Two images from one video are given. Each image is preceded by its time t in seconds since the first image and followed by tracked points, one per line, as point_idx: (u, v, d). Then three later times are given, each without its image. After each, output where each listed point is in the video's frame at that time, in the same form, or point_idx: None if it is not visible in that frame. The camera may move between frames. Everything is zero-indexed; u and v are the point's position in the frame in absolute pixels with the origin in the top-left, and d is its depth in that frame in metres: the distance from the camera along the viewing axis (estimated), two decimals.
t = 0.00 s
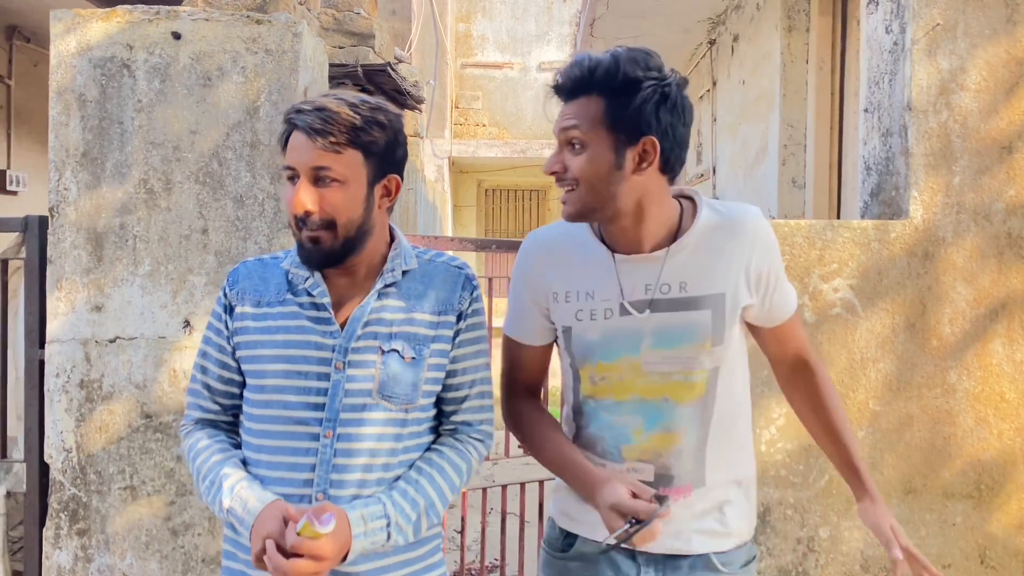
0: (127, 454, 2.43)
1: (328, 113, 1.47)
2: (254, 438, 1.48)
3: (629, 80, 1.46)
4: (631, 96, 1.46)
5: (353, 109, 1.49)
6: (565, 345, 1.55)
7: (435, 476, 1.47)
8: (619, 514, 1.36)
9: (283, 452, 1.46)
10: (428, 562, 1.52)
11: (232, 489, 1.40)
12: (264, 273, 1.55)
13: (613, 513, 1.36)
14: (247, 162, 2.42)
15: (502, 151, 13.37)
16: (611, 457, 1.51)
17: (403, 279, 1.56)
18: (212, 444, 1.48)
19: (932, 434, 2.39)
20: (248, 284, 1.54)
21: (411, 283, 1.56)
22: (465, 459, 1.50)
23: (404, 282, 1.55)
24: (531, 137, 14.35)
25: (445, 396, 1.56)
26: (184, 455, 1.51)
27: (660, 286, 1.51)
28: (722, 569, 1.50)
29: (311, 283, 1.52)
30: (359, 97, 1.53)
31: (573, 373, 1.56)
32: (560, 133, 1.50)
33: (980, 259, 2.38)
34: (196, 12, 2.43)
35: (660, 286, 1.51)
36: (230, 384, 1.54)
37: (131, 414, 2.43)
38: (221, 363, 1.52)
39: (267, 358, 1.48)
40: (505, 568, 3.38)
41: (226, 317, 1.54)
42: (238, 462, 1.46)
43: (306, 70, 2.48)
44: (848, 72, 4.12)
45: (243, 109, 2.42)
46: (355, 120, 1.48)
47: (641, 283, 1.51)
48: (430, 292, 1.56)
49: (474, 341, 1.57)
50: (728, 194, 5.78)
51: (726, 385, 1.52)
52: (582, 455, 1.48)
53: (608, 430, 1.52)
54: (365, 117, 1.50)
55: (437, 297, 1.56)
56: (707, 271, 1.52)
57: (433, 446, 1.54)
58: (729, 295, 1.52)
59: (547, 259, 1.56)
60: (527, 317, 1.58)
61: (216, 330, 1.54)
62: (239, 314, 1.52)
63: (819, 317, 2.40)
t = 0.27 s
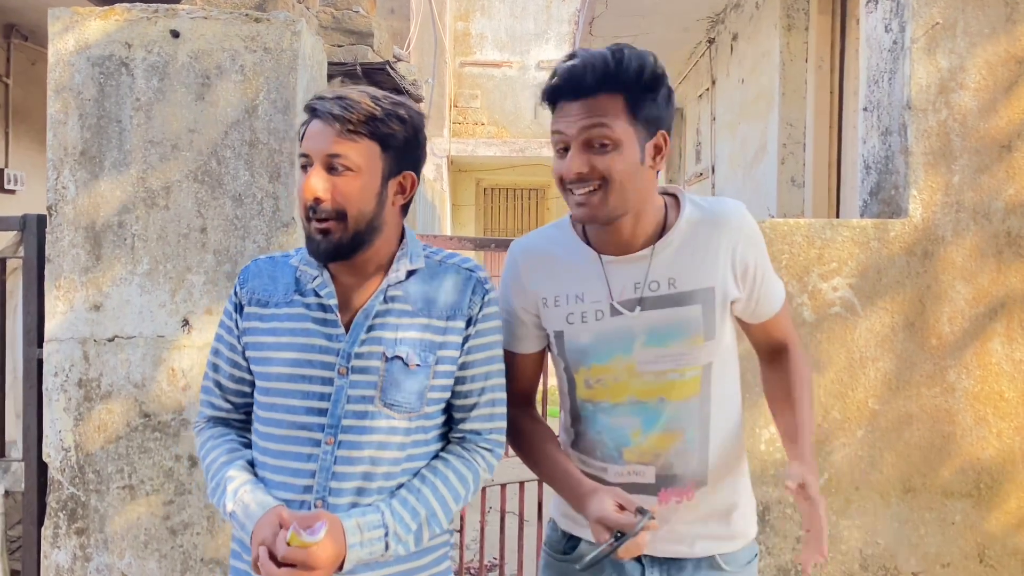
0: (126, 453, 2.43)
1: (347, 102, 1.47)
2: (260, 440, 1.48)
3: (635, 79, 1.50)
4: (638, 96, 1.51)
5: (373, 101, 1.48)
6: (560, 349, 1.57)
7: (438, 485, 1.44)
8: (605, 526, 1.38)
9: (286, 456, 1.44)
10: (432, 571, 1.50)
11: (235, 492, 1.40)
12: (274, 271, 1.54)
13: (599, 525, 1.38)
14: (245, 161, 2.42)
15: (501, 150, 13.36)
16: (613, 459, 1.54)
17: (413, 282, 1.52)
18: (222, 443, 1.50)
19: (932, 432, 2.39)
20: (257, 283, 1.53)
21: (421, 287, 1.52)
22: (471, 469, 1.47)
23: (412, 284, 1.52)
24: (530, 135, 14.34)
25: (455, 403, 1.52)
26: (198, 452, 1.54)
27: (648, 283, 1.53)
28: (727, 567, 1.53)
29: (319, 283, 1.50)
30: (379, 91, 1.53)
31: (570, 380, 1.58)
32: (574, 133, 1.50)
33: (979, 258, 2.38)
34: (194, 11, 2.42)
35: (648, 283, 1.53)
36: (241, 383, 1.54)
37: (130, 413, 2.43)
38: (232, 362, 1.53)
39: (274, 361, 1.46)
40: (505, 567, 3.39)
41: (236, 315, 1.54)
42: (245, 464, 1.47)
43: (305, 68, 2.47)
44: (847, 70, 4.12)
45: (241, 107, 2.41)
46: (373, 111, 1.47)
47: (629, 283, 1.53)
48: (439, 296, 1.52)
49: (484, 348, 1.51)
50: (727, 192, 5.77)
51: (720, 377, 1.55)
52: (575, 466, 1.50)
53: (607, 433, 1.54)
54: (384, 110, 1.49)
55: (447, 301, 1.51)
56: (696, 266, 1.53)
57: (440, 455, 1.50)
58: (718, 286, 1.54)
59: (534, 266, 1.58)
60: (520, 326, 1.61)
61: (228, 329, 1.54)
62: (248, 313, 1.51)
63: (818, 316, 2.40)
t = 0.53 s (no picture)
0: (126, 451, 2.43)
1: (369, 95, 1.45)
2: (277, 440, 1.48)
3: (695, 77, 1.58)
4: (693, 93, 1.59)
5: (396, 95, 1.46)
6: (570, 328, 1.59)
7: (452, 494, 1.42)
8: (623, 512, 1.41)
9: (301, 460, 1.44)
10: None
11: (252, 492, 1.42)
12: (294, 270, 1.54)
13: (617, 512, 1.41)
14: (245, 159, 2.42)
15: (500, 149, 13.35)
16: (631, 437, 1.55)
17: (431, 285, 1.50)
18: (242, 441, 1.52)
19: (930, 431, 2.40)
20: (277, 282, 1.53)
21: (439, 290, 1.50)
22: (487, 478, 1.44)
23: (430, 287, 1.50)
24: (529, 134, 14.34)
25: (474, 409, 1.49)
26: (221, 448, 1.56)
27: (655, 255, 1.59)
28: (732, 563, 1.58)
29: (337, 282, 1.49)
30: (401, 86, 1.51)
31: (579, 361, 1.58)
32: (669, 116, 1.50)
33: (977, 257, 2.39)
34: (195, 9, 2.43)
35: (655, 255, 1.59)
36: (263, 381, 1.55)
37: (130, 411, 2.44)
38: (253, 361, 1.53)
39: (292, 363, 1.46)
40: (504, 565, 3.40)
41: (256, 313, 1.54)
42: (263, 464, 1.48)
43: (305, 67, 2.48)
44: (845, 70, 4.13)
45: (241, 106, 2.42)
46: (395, 105, 1.46)
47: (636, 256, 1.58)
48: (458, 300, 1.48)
49: (503, 355, 1.47)
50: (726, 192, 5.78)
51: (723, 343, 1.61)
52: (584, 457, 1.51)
53: (621, 410, 1.56)
54: (407, 104, 1.47)
55: (466, 306, 1.48)
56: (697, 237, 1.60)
57: (458, 462, 1.47)
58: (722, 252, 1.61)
59: (538, 251, 1.63)
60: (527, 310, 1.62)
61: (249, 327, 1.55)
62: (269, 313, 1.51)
63: (817, 315, 2.41)
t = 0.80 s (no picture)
0: (124, 448, 2.44)
1: (392, 89, 1.46)
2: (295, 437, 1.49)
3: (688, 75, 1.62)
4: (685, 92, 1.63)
5: (418, 90, 1.47)
6: (579, 311, 1.60)
7: (468, 497, 1.42)
8: (652, 488, 1.40)
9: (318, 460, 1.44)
10: None
11: (269, 490, 1.44)
12: (312, 266, 1.53)
13: (646, 488, 1.40)
14: (244, 157, 2.42)
15: (498, 147, 13.34)
16: (635, 419, 1.56)
17: (448, 284, 1.48)
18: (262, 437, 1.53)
19: (926, 429, 2.41)
20: (296, 278, 1.53)
21: (456, 290, 1.47)
22: (504, 481, 1.44)
23: (447, 286, 1.47)
24: (527, 132, 14.34)
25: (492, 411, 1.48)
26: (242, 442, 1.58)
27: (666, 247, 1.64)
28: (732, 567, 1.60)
29: (355, 280, 1.48)
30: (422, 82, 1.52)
31: (587, 343, 1.59)
32: (659, 117, 1.55)
33: (973, 256, 2.40)
34: (193, 7, 2.43)
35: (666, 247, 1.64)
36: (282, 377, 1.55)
37: (128, 408, 2.44)
38: (273, 357, 1.54)
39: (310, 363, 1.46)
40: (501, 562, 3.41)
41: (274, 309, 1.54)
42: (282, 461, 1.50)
43: (303, 65, 2.48)
44: (843, 69, 4.13)
45: (240, 104, 2.42)
46: (417, 99, 1.46)
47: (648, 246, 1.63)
48: (476, 301, 1.46)
49: (522, 358, 1.46)
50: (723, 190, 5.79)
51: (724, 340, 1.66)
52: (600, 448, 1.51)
53: (627, 392, 1.57)
54: (429, 99, 1.48)
55: (483, 308, 1.46)
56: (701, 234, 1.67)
57: (476, 465, 1.47)
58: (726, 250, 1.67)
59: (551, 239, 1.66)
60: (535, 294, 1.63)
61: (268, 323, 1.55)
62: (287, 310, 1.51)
63: (814, 313, 2.42)
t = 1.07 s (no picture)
0: (124, 444, 2.44)
1: (417, 83, 1.46)
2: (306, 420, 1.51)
3: (688, 69, 1.68)
4: (687, 87, 1.69)
5: (441, 84, 1.47)
6: (573, 301, 1.67)
7: (468, 467, 1.37)
8: (649, 462, 1.48)
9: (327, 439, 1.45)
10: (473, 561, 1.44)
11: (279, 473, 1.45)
12: (324, 252, 1.57)
13: (643, 462, 1.49)
14: (243, 153, 2.42)
15: (496, 144, 13.33)
16: (617, 412, 1.61)
17: (452, 258, 1.49)
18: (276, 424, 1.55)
19: (923, 424, 2.42)
20: (305, 264, 1.56)
21: (459, 264, 1.49)
22: (504, 450, 1.38)
23: (450, 264, 1.49)
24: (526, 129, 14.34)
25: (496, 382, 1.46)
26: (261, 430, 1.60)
27: (668, 248, 1.68)
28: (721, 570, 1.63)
29: (364, 260, 1.51)
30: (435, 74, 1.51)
31: (578, 333, 1.66)
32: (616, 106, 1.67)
33: (970, 252, 2.41)
34: (192, 3, 2.43)
35: (668, 248, 1.68)
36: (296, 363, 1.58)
37: (128, 403, 2.44)
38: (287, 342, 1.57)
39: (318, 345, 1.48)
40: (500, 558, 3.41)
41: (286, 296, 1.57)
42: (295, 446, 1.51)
43: (303, 61, 2.48)
44: (841, 66, 4.14)
45: (239, 100, 2.42)
46: (442, 95, 1.47)
47: (650, 245, 1.68)
48: (478, 272, 1.47)
49: (521, 323, 1.43)
50: (722, 188, 5.79)
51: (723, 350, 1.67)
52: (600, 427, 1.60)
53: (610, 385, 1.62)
54: (450, 94, 1.48)
55: (485, 277, 1.46)
56: (710, 241, 1.70)
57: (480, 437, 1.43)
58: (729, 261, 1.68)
59: (557, 231, 1.74)
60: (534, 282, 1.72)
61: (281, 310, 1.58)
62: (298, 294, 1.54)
63: (812, 309, 2.43)
